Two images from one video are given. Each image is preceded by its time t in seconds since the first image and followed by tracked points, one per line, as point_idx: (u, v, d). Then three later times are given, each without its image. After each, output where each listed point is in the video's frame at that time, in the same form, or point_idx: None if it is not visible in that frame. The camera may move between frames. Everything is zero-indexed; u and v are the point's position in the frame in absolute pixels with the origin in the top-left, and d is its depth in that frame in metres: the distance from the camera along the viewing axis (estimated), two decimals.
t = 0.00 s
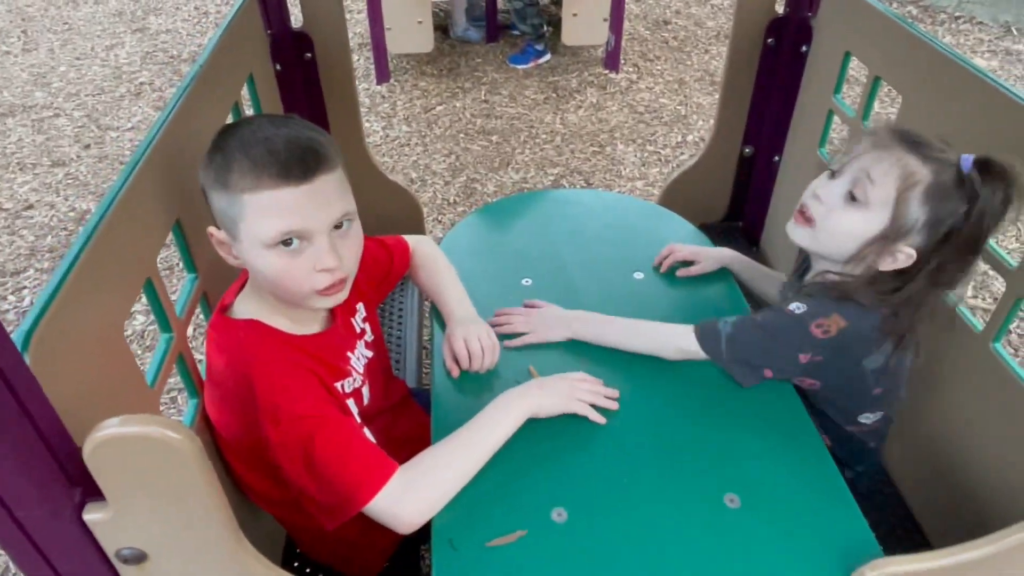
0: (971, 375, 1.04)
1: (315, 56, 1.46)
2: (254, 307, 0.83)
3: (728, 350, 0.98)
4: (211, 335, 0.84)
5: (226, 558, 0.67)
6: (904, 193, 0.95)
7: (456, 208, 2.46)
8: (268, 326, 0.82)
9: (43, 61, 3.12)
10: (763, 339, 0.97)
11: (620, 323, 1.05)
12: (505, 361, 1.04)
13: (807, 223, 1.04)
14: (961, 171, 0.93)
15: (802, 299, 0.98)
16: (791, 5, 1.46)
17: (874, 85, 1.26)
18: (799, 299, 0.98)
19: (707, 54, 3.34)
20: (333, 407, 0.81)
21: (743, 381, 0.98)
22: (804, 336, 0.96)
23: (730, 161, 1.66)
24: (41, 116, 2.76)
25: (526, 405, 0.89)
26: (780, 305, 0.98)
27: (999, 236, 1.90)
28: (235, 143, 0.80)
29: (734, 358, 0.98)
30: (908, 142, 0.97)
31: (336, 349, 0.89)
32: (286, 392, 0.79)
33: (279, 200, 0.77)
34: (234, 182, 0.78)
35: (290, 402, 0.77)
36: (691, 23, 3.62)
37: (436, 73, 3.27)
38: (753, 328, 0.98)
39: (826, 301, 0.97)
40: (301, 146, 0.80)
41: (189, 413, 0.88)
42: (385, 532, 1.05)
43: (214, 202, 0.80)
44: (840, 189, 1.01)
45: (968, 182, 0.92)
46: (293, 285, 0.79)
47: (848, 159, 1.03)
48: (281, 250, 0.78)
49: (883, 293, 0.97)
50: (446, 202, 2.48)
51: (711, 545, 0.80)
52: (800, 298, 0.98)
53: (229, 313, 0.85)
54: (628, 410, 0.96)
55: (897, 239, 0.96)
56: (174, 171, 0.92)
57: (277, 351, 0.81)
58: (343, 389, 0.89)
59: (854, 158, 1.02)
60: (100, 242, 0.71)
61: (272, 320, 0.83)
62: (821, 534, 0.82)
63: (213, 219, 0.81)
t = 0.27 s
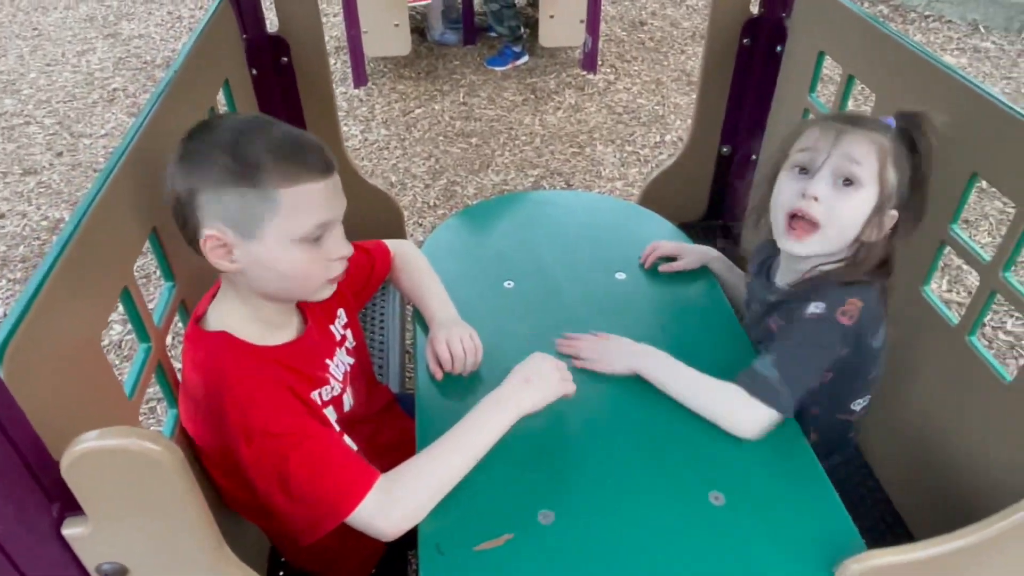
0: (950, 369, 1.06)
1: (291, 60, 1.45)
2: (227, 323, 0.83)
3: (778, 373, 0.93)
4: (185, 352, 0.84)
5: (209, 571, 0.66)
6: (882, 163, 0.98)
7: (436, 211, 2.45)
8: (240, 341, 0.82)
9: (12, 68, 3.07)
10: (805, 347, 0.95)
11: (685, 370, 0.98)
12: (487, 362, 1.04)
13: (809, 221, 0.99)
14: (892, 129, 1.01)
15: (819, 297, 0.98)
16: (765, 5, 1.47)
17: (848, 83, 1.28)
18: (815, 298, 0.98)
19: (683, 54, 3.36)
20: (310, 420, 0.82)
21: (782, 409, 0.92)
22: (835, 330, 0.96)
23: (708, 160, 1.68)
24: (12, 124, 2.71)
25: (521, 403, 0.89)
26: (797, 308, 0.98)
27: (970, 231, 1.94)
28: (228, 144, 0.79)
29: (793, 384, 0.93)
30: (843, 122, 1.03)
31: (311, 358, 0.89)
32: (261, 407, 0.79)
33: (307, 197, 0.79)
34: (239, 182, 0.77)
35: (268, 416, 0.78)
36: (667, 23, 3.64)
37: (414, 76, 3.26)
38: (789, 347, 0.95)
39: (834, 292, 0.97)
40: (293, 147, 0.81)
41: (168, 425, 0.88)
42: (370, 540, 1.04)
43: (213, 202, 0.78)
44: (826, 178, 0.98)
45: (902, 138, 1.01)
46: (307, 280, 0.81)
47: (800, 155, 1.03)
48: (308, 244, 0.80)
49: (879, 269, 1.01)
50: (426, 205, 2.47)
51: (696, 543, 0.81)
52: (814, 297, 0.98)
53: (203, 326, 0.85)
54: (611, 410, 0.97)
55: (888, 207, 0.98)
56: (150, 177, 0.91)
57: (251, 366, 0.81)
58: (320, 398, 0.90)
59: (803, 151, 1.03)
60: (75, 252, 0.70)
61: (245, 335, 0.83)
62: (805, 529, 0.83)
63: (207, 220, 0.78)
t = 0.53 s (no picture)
0: (917, 362, 1.08)
1: (257, 67, 1.43)
2: (196, 333, 0.82)
3: (885, 388, 0.91)
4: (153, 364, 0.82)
5: None
6: (857, 161, 0.96)
7: (408, 216, 2.44)
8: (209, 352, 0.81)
9: None
10: (888, 354, 0.94)
11: (829, 469, 0.83)
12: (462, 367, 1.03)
13: (792, 235, 0.98)
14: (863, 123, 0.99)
15: (859, 300, 0.96)
16: (730, 7, 1.49)
17: (812, 84, 1.29)
18: (856, 302, 0.96)
19: (651, 57, 3.39)
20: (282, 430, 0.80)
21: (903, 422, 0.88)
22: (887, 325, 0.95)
23: (678, 161, 1.69)
24: None
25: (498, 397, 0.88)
26: (847, 321, 0.96)
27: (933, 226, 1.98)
28: (219, 160, 0.76)
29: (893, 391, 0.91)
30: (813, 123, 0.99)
31: (282, 367, 0.88)
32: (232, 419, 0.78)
33: (292, 215, 0.77)
34: (224, 196, 0.74)
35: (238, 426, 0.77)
36: (635, 26, 3.67)
37: (384, 81, 3.24)
38: (865, 364, 0.94)
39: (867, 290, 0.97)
40: (279, 156, 0.79)
41: (137, 441, 0.86)
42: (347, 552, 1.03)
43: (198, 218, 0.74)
44: (805, 189, 0.96)
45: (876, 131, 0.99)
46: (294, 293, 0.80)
47: (774, 164, 1.01)
48: (292, 259, 0.78)
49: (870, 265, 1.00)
50: (398, 211, 2.46)
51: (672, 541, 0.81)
52: (852, 303, 0.97)
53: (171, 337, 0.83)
54: (587, 410, 0.97)
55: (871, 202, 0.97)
56: (112, 188, 0.89)
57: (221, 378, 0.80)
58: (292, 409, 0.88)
59: (775, 160, 1.01)
60: (36, 266, 0.68)
61: (214, 345, 0.82)
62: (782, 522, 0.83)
63: (190, 236, 0.75)
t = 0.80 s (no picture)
0: (851, 360, 1.09)
1: (186, 76, 1.39)
2: (112, 354, 0.77)
3: (805, 394, 0.89)
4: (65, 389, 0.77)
5: None
6: (796, 177, 0.93)
7: (355, 225, 2.40)
8: (127, 374, 0.76)
9: None
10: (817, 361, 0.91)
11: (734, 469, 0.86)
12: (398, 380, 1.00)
13: (732, 253, 0.97)
14: (817, 134, 0.95)
15: (800, 305, 0.95)
16: (668, 12, 1.49)
17: (748, 88, 1.29)
18: (795, 307, 0.95)
19: (599, 61, 3.41)
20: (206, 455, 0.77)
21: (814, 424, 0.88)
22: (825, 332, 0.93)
23: (622, 166, 1.70)
24: None
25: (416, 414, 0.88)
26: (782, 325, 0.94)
27: (870, 224, 2.03)
28: (115, 172, 0.72)
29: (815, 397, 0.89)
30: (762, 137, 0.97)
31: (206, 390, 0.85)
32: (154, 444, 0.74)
33: (203, 233, 0.74)
34: (131, 217, 0.71)
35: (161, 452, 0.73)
36: (582, 30, 3.68)
37: (330, 87, 3.19)
38: (791, 366, 0.91)
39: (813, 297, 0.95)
40: (187, 170, 0.76)
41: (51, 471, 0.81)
42: None
43: (103, 242, 0.70)
44: (744, 207, 0.95)
45: (833, 143, 0.95)
46: (211, 313, 0.78)
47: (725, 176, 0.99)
48: (207, 278, 0.76)
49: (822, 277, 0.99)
50: (345, 220, 2.42)
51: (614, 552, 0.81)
52: (795, 306, 0.95)
53: (85, 360, 0.78)
54: (525, 418, 0.97)
55: (814, 218, 0.94)
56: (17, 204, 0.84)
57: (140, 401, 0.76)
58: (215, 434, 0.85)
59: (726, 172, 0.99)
60: None
61: (132, 367, 0.77)
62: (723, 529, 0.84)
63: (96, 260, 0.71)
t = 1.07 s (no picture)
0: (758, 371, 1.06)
1: (70, 89, 1.40)
2: None
3: (689, 429, 0.90)
4: None
5: None
6: (683, 193, 0.91)
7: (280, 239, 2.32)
8: None
9: None
10: (704, 394, 0.92)
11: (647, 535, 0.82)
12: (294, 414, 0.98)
13: (616, 258, 0.96)
14: (720, 153, 0.92)
15: (692, 337, 0.95)
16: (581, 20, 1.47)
17: (657, 98, 1.29)
18: (688, 338, 0.95)
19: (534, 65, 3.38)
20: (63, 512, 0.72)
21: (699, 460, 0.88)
22: (713, 374, 0.94)
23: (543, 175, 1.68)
24: None
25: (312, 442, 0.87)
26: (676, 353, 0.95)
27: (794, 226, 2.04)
28: None
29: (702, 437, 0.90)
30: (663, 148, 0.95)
31: (70, 437, 0.80)
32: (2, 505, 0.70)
33: (46, 266, 0.71)
34: None
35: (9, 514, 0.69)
36: (517, 34, 3.66)
37: (256, 95, 3.09)
38: (680, 402, 0.91)
39: (702, 332, 0.96)
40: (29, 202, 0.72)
41: None
42: None
43: None
44: (629, 216, 0.94)
45: (733, 166, 0.91)
46: (65, 350, 0.74)
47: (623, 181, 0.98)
48: (54, 315, 0.72)
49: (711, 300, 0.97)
50: (269, 234, 2.34)
51: None
52: (687, 336, 0.96)
53: None
54: (422, 447, 0.96)
55: (701, 237, 0.92)
56: None
57: None
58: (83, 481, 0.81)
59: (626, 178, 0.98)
60: None
61: None
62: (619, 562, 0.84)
63: None
